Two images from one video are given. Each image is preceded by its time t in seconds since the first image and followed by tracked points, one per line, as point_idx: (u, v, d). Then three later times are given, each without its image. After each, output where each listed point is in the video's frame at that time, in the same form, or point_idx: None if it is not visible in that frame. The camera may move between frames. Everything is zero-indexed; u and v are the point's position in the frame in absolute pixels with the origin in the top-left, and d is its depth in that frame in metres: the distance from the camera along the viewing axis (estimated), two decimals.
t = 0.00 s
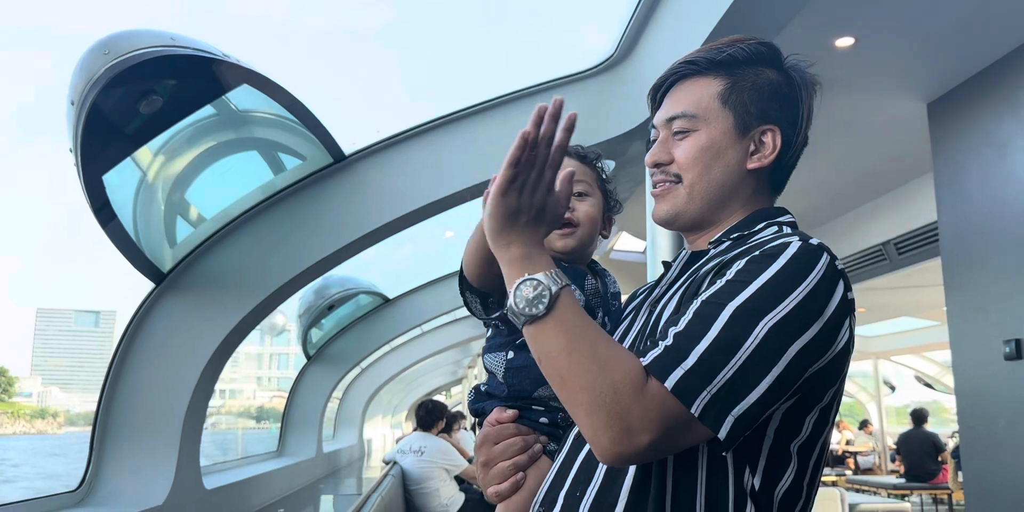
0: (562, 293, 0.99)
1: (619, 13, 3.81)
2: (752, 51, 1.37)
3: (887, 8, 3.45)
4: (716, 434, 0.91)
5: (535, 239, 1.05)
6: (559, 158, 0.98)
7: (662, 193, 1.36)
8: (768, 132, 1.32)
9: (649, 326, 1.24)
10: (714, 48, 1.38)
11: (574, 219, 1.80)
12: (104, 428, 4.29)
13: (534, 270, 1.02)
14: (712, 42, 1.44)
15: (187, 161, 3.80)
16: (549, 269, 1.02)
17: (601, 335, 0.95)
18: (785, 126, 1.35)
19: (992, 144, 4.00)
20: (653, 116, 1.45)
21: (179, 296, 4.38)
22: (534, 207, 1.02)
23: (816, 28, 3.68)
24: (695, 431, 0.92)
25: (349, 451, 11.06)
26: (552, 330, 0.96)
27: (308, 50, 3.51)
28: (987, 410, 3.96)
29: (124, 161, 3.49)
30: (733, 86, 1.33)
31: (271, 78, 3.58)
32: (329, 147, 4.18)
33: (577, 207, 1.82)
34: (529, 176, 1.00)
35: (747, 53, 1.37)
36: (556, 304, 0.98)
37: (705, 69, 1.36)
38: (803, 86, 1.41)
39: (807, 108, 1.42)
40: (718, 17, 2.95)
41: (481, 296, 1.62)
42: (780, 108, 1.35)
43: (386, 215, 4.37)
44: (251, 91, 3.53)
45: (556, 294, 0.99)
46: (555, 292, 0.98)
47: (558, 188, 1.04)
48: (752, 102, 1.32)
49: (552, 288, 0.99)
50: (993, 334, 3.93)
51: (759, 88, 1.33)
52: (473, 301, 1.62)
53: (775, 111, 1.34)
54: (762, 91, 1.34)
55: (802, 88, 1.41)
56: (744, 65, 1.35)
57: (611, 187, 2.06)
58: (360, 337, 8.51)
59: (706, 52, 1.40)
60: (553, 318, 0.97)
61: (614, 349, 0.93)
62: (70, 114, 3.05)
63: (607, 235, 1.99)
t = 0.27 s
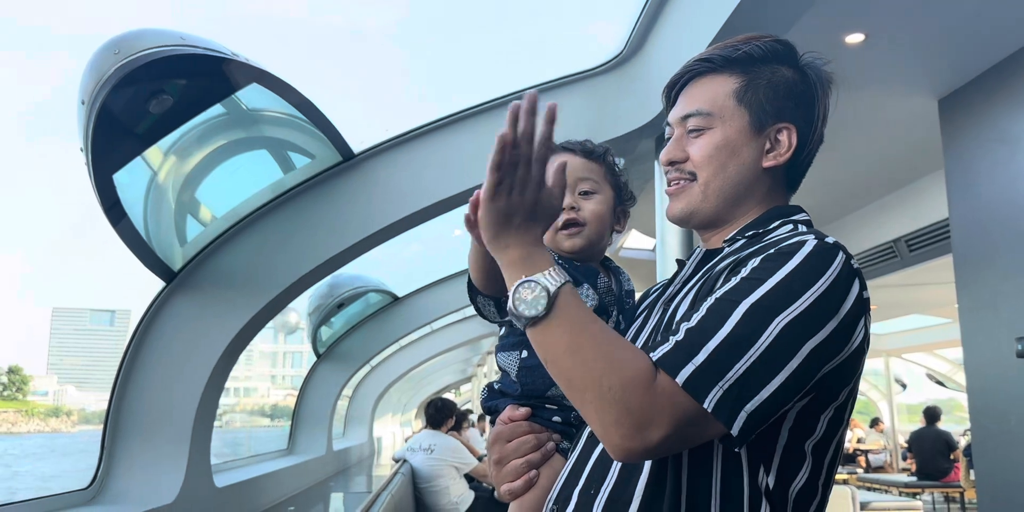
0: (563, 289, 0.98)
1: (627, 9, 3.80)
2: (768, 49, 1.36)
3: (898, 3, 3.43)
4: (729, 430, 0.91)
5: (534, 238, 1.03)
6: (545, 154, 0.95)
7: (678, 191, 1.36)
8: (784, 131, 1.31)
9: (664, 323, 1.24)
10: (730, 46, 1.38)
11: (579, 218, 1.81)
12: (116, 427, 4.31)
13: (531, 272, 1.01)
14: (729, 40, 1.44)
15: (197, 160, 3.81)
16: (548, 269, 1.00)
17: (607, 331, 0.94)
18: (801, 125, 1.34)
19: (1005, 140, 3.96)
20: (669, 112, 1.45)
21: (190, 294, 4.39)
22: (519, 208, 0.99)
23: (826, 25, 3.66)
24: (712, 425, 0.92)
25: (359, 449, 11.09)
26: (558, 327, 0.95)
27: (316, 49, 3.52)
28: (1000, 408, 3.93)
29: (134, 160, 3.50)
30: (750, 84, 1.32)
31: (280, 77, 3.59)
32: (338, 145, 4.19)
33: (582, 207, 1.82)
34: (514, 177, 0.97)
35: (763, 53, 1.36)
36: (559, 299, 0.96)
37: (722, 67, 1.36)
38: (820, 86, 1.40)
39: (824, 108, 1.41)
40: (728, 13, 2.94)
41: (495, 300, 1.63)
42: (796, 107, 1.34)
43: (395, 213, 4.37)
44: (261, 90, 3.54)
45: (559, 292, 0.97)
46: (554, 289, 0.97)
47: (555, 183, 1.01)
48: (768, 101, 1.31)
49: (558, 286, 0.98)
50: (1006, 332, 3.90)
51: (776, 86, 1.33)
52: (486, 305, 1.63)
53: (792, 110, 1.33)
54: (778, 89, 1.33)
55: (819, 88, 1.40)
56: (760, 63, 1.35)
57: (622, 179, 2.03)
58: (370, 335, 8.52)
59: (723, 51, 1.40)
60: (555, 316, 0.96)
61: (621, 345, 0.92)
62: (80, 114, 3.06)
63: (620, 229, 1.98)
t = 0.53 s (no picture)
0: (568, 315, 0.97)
1: (634, 10, 3.80)
2: (776, 51, 1.36)
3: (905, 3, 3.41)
4: (758, 439, 0.91)
5: (531, 268, 1.03)
6: (521, 182, 0.97)
7: (687, 195, 1.37)
8: (791, 133, 1.31)
9: (678, 326, 1.24)
10: (738, 49, 1.38)
11: (579, 219, 1.81)
12: (126, 430, 4.32)
13: (535, 303, 1.00)
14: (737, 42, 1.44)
15: (206, 164, 3.82)
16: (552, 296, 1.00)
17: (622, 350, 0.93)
18: (810, 126, 1.34)
19: (1014, 140, 3.94)
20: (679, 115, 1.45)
21: (200, 297, 4.39)
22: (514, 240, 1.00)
23: (834, 25, 3.65)
24: (744, 438, 0.92)
25: (368, 451, 11.10)
26: (572, 357, 0.94)
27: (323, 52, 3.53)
28: (1011, 410, 3.90)
29: (143, 164, 3.51)
30: (756, 87, 1.33)
31: (288, 81, 3.60)
32: (347, 149, 4.20)
33: (580, 207, 1.82)
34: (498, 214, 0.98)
35: (769, 54, 1.36)
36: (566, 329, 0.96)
37: (728, 72, 1.36)
38: (830, 86, 1.40)
39: (833, 109, 1.40)
40: (735, 14, 2.93)
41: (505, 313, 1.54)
42: (805, 108, 1.34)
43: (403, 216, 4.37)
44: (270, 93, 3.56)
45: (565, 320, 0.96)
46: (560, 319, 0.96)
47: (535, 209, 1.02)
48: (774, 102, 1.31)
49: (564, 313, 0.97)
50: (1017, 333, 3.87)
51: (782, 88, 1.33)
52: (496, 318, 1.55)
53: (799, 111, 1.33)
54: (785, 91, 1.33)
55: (829, 90, 1.39)
56: (767, 66, 1.35)
57: (624, 174, 2.01)
58: (378, 337, 8.53)
59: (730, 53, 1.40)
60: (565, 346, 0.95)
61: (638, 364, 0.91)
62: (90, 117, 3.08)
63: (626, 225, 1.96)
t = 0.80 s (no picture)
0: (575, 401, 0.91)
1: (639, 16, 3.81)
2: (783, 60, 1.36)
3: (910, 7, 3.41)
4: (815, 471, 0.92)
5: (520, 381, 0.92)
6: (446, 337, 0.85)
7: (693, 199, 1.40)
8: (797, 138, 1.31)
9: (692, 333, 1.26)
10: (744, 57, 1.40)
11: (583, 227, 1.79)
12: (135, 438, 4.35)
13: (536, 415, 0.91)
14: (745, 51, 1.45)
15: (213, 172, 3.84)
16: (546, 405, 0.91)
17: (646, 415, 0.90)
18: (817, 134, 1.34)
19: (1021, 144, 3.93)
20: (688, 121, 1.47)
21: (208, 305, 4.43)
22: (491, 364, 0.88)
23: (839, 30, 3.65)
24: (800, 469, 0.92)
25: (374, 458, 11.11)
26: (601, 449, 0.89)
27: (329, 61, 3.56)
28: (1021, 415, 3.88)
29: (151, 173, 3.53)
30: (762, 94, 1.34)
31: (294, 89, 3.62)
32: (353, 157, 4.22)
33: (583, 214, 1.82)
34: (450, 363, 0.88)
35: (777, 63, 1.36)
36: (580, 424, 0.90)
37: (736, 79, 1.38)
38: (837, 96, 1.39)
39: (840, 116, 1.39)
40: (740, 19, 2.93)
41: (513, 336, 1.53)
42: (811, 116, 1.34)
43: (409, 224, 4.38)
44: (276, 102, 3.57)
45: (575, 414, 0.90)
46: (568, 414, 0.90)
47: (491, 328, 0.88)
48: (779, 109, 1.32)
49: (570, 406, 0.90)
50: None
51: (789, 95, 1.33)
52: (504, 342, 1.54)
53: (806, 119, 1.33)
54: (792, 98, 1.33)
55: (837, 101, 1.39)
56: (774, 73, 1.35)
57: (623, 182, 2.04)
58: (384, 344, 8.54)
59: (738, 61, 1.41)
60: (588, 439, 0.90)
61: (668, 427, 0.88)
62: (99, 127, 3.11)
63: (628, 233, 1.98)
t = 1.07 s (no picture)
0: (601, 449, 0.98)
1: (642, 27, 3.83)
2: (778, 68, 1.39)
3: (912, 17, 3.43)
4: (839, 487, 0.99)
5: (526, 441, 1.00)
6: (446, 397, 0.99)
7: (691, 206, 1.44)
8: (794, 145, 1.34)
9: (694, 344, 1.28)
10: (740, 66, 1.43)
11: (583, 245, 1.80)
12: (140, 450, 4.35)
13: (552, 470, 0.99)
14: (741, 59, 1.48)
15: (218, 184, 3.85)
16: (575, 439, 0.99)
17: (671, 458, 0.96)
18: (816, 139, 1.37)
19: None
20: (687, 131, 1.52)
21: (211, 316, 4.43)
22: (503, 423, 0.98)
23: (841, 40, 3.66)
24: (831, 488, 0.98)
25: (378, 470, 11.06)
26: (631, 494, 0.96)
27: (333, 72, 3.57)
28: None
29: (156, 186, 3.55)
30: (757, 102, 1.37)
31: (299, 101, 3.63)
32: (358, 168, 4.23)
33: (584, 232, 1.82)
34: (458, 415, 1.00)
35: (773, 70, 1.39)
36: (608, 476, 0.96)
37: (733, 87, 1.42)
38: (835, 101, 1.42)
39: (838, 122, 1.42)
40: (742, 30, 2.94)
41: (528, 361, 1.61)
42: (808, 121, 1.37)
43: (413, 235, 4.37)
44: (278, 112, 3.56)
45: (601, 467, 0.97)
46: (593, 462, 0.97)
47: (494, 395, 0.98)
48: (775, 115, 1.36)
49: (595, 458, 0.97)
50: None
51: (785, 102, 1.36)
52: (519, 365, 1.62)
53: (802, 125, 1.36)
54: (788, 105, 1.36)
55: (835, 106, 1.41)
56: (770, 81, 1.38)
57: (617, 186, 2.02)
58: (388, 355, 8.53)
59: (733, 70, 1.45)
60: (617, 485, 0.97)
61: (694, 468, 0.94)
62: (104, 139, 3.12)
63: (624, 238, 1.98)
